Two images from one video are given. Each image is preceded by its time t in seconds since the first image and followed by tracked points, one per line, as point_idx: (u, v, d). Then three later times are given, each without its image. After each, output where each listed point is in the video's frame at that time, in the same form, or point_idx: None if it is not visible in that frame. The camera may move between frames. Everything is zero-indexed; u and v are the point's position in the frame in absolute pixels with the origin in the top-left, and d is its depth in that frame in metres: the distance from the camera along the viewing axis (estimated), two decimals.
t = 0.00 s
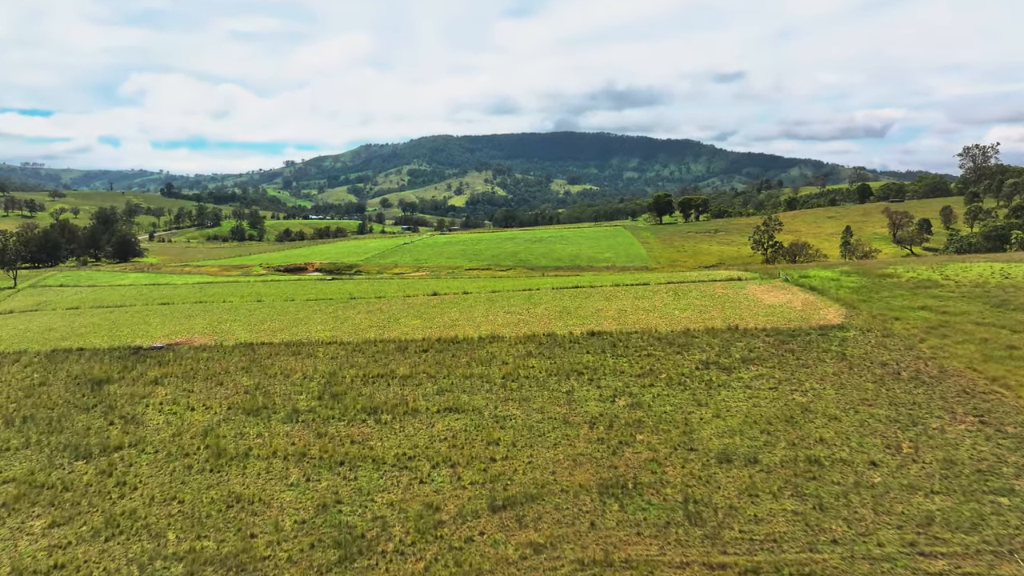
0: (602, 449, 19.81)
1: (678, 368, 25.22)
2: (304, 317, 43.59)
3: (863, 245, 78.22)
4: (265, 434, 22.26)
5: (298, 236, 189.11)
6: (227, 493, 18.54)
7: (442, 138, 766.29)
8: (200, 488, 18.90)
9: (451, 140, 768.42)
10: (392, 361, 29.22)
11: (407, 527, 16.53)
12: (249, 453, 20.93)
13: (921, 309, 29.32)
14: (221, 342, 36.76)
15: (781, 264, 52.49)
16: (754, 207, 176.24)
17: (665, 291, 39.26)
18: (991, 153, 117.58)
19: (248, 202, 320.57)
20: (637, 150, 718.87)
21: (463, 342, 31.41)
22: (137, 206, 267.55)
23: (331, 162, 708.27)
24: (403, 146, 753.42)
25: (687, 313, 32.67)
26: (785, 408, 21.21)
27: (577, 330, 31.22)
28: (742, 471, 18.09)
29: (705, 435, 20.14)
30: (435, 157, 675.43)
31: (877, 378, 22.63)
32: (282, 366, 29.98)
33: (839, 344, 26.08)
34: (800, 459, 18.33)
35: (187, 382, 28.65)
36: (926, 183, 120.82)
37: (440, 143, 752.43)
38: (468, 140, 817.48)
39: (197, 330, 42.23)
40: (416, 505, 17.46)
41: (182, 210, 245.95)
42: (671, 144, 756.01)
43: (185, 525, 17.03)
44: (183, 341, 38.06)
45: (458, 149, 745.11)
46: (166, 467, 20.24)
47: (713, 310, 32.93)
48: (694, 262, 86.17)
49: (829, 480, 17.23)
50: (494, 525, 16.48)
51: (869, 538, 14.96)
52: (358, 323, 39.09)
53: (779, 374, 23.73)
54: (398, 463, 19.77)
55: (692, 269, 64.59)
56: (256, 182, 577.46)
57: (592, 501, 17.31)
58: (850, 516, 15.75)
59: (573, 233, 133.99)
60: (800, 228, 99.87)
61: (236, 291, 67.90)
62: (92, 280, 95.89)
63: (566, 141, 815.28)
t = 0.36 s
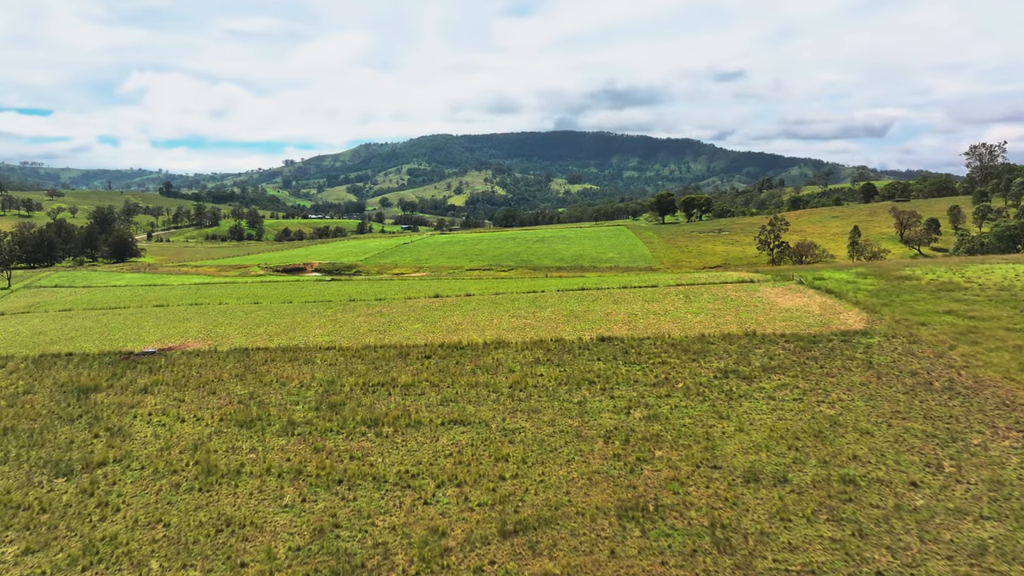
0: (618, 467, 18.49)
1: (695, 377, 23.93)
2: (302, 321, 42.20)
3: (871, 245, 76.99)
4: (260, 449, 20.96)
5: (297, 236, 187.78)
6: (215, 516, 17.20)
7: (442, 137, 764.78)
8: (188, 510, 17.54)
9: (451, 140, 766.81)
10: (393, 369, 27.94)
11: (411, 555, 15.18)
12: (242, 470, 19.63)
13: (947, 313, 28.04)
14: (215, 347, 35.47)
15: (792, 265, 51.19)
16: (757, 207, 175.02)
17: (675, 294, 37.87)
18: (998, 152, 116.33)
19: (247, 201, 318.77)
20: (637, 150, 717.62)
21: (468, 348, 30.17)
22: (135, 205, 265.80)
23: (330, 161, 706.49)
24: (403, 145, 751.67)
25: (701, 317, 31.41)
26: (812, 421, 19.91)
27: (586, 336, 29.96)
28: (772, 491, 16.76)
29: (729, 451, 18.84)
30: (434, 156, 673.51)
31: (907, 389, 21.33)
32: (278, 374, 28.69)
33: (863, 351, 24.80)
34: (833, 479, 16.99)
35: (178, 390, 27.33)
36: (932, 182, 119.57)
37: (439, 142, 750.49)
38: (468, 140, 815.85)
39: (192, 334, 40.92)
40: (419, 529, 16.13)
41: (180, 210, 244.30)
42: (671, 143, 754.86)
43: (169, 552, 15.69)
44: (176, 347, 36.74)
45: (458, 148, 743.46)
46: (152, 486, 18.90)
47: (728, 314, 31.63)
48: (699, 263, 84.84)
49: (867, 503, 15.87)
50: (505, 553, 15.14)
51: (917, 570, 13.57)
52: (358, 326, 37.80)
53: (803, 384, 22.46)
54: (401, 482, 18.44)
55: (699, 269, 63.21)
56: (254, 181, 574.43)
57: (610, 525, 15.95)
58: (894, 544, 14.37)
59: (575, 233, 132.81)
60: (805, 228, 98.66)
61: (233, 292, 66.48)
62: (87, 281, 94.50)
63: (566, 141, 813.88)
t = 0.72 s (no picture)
0: (638, 489, 17.14)
1: (715, 387, 22.60)
2: (300, 325, 40.87)
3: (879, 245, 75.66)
4: (253, 466, 19.65)
5: (296, 236, 186.49)
6: (202, 543, 15.85)
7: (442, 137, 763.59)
8: (173, 536, 16.21)
9: (451, 139, 765.51)
10: (395, 378, 26.60)
11: None
12: (233, 490, 18.29)
13: (976, 319, 26.69)
14: (210, 354, 34.14)
15: (803, 267, 49.80)
16: (760, 207, 173.72)
17: (686, 298, 36.58)
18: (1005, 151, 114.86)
19: (246, 201, 317.10)
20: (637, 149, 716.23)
21: (473, 355, 28.87)
22: (134, 204, 263.87)
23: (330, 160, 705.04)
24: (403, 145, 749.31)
25: (715, 323, 30.13)
26: (845, 437, 18.55)
27: (596, 343, 28.63)
28: (808, 517, 15.37)
29: (757, 470, 17.48)
30: (434, 156, 671.85)
31: (944, 401, 19.95)
32: (274, 383, 27.37)
33: (891, 359, 23.46)
34: (874, 503, 15.60)
35: (169, 401, 26.02)
36: (938, 181, 118.15)
37: (439, 142, 748.84)
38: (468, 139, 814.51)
39: (186, 339, 39.59)
40: (423, 560, 14.76)
41: (179, 210, 242.87)
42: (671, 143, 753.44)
43: None
44: (169, 353, 35.48)
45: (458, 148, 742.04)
46: (135, 509, 17.55)
47: (743, 320, 30.35)
48: (704, 265, 83.53)
49: (914, 531, 14.47)
50: None
51: None
52: (358, 331, 36.49)
53: (831, 396, 21.12)
54: (404, 504, 17.09)
55: (706, 271, 61.84)
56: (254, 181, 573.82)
57: (633, 555, 14.57)
58: None
59: (577, 232, 131.59)
60: (811, 228, 97.36)
61: (230, 294, 65.16)
62: (83, 282, 93.15)
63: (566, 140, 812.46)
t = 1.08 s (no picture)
0: (662, 514, 15.79)
1: (737, 399, 21.27)
2: (297, 330, 39.52)
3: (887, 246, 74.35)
4: (245, 487, 18.33)
5: (295, 235, 185.02)
6: None
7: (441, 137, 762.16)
8: (156, 567, 14.89)
9: (451, 139, 764.07)
10: (397, 388, 25.28)
11: None
12: (222, 514, 16.97)
13: (1007, 326, 25.33)
14: (203, 361, 32.84)
15: (815, 269, 48.46)
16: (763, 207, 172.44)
17: (698, 302, 35.27)
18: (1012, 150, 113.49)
19: (244, 200, 315.44)
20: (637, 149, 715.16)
21: (478, 363, 27.55)
22: (131, 203, 262.01)
23: (329, 159, 702.81)
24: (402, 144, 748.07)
25: (731, 329, 28.86)
26: (882, 455, 17.18)
27: (608, 350, 27.33)
28: (851, 547, 14.00)
29: (789, 493, 16.14)
30: (433, 155, 670.15)
31: (985, 416, 18.57)
32: (269, 393, 26.06)
33: (923, 369, 22.11)
34: (921, 531, 14.22)
35: (158, 412, 24.72)
36: (943, 181, 116.81)
37: (438, 141, 747.38)
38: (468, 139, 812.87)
39: (179, 344, 38.26)
40: None
41: (177, 209, 241.24)
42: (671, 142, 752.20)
43: None
44: (161, 360, 34.20)
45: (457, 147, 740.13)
46: (116, 535, 16.23)
47: (760, 326, 29.03)
48: (709, 266, 82.22)
49: (970, 565, 13.07)
50: None
51: None
52: (357, 337, 35.15)
53: (863, 409, 19.77)
54: (407, 531, 15.75)
55: (713, 272, 60.61)
56: (253, 180, 571.33)
57: None
58: None
59: (579, 232, 130.28)
60: (816, 228, 96.08)
61: (227, 296, 63.78)
62: (79, 283, 91.76)
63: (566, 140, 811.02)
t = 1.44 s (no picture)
0: (689, 543, 14.41)
1: (762, 412, 19.96)
2: (294, 335, 38.14)
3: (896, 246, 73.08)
4: (235, 511, 16.98)
5: (294, 235, 183.59)
6: None
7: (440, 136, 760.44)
8: None
9: (450, 139, 762.47)
10: (398, 400, 23.94)
11: None
12: (209, 543, 15.61)
13: None
14: (195, 369, 31.50)
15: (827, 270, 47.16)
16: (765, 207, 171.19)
17: (710, 306, 33.95)
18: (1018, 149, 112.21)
19: (243, 200, 313.83)
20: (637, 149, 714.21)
21: (484, 372, 26.25)
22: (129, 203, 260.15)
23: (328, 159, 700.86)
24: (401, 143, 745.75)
25: (748, 336, 27.57)
26: (926, 477, 15.78)
27: (620, 358, 26.01)
28: None
29: (827, 519, 14.76)
30: (432, 155, 668.06)
31: None
32: (264, 405, 24.77)
33: (958, 380, 20.78)
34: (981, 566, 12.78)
35: (146, 426, 23.39)
36: (949, 181, 115.59)
37: (437, 141, 745.57)
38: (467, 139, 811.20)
39: (172, 350, 36.90)
40: None
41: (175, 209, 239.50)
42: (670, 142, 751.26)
43: None
44: (152, 367, 32.82)
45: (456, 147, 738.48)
46: (92, 567, 14.86)
47: (779, 332, 27.73)
48: (714, 267, 80.92)
49: None
50: None
51: None
52: (357, 343, 33.84)
53: (899, 424, 18.40)
54: (411, 562, 14.40)
55: (720, 274, 59.22)
56: (252, 180, 569.17)
57: None
58: None
59: (580, 233, 129.04)
60: (821, 228, 94.83)
61: (223, 298, 62.35)
62: (73, 284, 90.27)
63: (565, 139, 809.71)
